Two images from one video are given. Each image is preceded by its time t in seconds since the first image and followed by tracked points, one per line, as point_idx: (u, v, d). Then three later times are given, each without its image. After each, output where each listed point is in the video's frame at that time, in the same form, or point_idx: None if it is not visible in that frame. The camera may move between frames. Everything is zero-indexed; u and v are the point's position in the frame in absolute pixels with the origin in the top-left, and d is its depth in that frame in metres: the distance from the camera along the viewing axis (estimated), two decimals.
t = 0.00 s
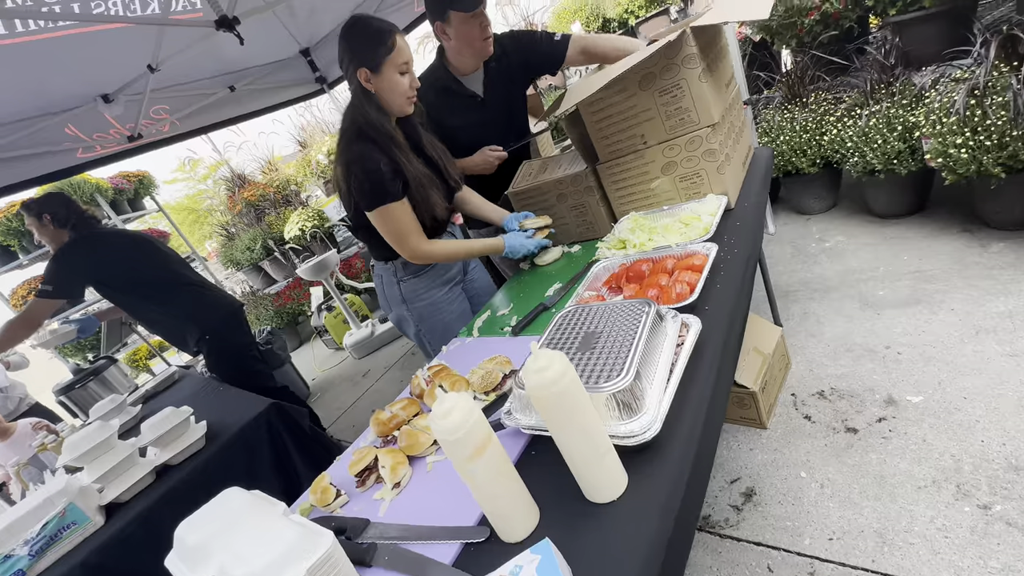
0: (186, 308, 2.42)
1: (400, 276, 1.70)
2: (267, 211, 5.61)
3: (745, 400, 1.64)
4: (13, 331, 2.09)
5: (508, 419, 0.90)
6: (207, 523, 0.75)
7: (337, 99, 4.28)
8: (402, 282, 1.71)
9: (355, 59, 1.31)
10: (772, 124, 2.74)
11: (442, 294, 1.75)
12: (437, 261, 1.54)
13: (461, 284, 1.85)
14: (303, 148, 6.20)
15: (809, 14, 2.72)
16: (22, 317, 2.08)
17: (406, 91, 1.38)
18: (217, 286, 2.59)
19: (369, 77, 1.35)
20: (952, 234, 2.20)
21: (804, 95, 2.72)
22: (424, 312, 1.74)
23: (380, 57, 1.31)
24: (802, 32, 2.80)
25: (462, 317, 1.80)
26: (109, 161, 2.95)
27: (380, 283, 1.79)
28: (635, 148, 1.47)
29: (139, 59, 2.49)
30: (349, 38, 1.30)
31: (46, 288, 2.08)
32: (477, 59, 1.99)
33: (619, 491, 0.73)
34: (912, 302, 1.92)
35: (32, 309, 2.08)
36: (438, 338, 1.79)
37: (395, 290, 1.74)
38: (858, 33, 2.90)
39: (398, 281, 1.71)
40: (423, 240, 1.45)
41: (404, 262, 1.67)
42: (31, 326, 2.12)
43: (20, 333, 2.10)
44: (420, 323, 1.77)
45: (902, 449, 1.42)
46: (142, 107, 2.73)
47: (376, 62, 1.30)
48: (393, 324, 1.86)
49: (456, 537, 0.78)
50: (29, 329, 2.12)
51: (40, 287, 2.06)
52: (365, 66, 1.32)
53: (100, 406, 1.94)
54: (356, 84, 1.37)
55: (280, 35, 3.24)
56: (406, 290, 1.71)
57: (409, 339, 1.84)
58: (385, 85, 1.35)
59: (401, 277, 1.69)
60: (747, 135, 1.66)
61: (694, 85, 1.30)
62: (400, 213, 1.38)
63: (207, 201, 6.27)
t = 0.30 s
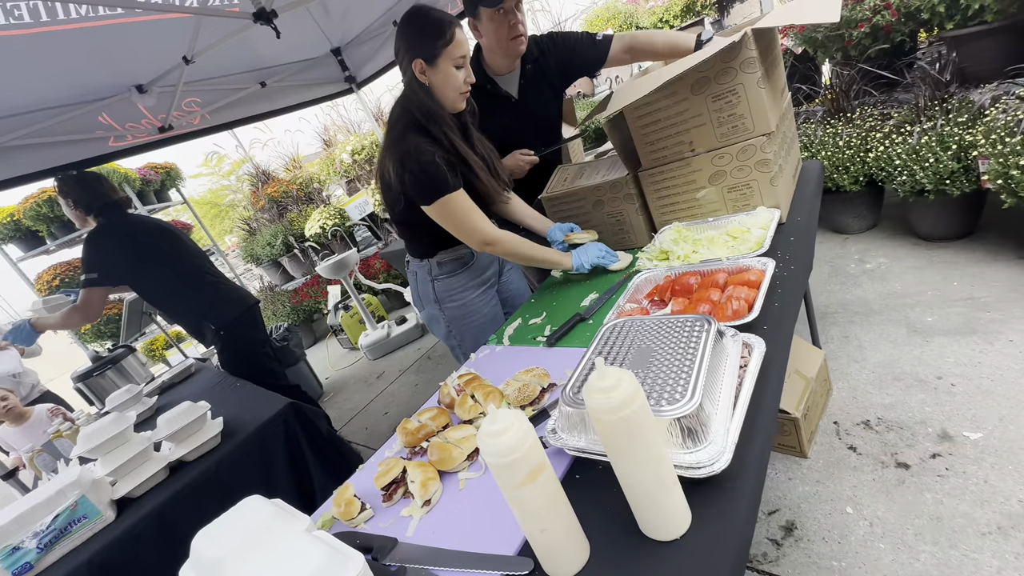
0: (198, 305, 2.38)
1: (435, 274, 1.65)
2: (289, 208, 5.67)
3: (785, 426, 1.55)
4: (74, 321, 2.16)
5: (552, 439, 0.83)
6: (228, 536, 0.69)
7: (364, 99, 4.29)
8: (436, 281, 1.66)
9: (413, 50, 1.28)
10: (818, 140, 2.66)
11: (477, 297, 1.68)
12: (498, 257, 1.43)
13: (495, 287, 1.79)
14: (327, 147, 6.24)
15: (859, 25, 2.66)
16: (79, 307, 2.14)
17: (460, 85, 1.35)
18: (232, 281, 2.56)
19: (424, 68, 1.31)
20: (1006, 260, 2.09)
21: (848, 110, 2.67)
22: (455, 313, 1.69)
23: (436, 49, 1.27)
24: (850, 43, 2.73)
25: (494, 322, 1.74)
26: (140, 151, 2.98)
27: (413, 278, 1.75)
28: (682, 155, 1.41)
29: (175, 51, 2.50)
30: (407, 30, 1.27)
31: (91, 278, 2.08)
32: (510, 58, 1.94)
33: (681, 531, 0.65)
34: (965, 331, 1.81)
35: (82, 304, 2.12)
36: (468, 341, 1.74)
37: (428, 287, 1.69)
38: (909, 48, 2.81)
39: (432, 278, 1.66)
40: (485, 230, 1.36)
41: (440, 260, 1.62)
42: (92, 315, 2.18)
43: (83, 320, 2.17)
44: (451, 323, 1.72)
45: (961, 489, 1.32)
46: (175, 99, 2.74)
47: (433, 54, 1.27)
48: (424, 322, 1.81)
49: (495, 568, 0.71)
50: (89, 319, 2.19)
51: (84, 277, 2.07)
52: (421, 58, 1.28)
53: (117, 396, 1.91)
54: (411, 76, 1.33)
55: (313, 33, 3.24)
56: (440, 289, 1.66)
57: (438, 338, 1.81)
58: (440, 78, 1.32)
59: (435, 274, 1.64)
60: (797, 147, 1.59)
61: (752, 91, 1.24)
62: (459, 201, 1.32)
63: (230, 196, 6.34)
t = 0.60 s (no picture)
0: (228, 292, 2.41)
1: (464, 266, 1.63)
2: (322, 197, 5.80)
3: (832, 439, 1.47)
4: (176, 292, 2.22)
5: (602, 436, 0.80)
6: (272, 518, 0.67)
7: (399, 92, 4.33)
8: (464, 273, 1.64)
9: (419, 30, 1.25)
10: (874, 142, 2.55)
11: (506, 292, 1.63)
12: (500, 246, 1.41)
13: (531, 284, 1.73)
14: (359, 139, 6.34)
15: (923, 22, 2.54)
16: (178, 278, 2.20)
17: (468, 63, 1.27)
18: (264, 266, 2.57)
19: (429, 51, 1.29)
20: None
21: (907, 111, 2.61)
22: (483, 306, 1.66)
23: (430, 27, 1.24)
24: (912, 41, 2.63)
25: (524, 319, 1.68)
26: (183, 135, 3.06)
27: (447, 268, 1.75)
28: (737, 150, 1.35)
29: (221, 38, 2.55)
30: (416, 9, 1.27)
31: (171, 254, 2.15)
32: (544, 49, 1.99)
33: (750, 543, 0.61)
34: None
35: (182, 272, 2.18)
36: (495, 335, 1.72)
37: (458, 279, 1.68)
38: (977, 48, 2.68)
39: (462, 270, 1.64)
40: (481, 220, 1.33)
41: (468, 253, 1.59)
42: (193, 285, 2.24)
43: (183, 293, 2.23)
44: (479, 317, 1.70)
45: None
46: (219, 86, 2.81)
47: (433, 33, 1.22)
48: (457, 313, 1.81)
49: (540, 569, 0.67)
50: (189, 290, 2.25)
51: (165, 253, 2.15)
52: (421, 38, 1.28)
53: (153, 372, 1.96)
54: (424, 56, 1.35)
55: (353, 24, 3.28)
56: (468, 281, 1.64)
57: (468, 330, 1.79)
58: (442, 60, 1.27)
59: (464, 267, 1.63)
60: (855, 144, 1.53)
61: (820, 83, 1.18)
62: (456, 186, 1.28)
63: (264, 185, 6.50)
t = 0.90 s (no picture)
0: (265, 273, 2.47)
1: (480, 253, 1.64)
2: (354, 184, 5.91)
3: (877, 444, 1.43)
4: (241, 261, 2.33)
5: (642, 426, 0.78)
6: (315, 490, 0.70)
7: (432, 80, 4.34)
8: (479, 260, 1.65)
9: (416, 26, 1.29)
10: (932, 136, 2.44)
11: (517, 285, 1.59)
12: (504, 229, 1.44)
13: (552, 279, 1.65)
14: (391, 128, 6.42)
15: (992, 6, 2.37)
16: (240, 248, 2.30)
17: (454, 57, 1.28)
18: (298, 248, 2.62)
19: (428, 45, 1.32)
20: None
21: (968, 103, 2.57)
22: (496, 295, 1.66)
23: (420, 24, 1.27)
24: (980, 26, 2.44)
25: (535, 314, 1.62)
26: (225, 120, 3.15)
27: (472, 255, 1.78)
28: (787, 139, 1.30)
29: (263, 25, 2.61)
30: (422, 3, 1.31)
31: (226, 227, 2.22)
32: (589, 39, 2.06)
33: (801, 544, 0.58)
34: None
35: (244, 241, 2.28)
36: (506, 327, 1.69)
37: (475, 265, 1.70)
38: None
39: (477, 257, 1.66)
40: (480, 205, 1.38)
41: (482, 240, 1.60)
42: (255, 254, 2.34)
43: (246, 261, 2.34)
44: (493, 305, 1.70)
45: None
46: (260, 72, 2.87)
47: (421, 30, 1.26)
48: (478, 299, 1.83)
49: (575, 557, 0.66)
50: (252, 259, 2.35)
51: (221, 226, 2.21)
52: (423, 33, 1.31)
53: (194, 348, 2.04)
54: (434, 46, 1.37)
55: (390, 11, 3.30)
56: (481, 268, 1.66)
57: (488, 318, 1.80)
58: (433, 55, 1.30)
59: (478, 254, 1.64)
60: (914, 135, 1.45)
61: (883, 68, 1.11)
62: (456, 172, 1.33)
63: (299, 172, 6.66)
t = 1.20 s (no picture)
0: (293, 259, 2.55)
1: (500, 245, 1.64)
2: (380, 173, 5.98)
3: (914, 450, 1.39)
4: (267, 250, 2.37)
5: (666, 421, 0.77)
6: (343, 471, 0.73)
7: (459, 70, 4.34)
8: (498, 252, 1.65)
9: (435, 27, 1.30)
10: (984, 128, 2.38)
11: (537, 277, 1.59)
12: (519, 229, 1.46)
13: (574, 272, 1.63)
14: (417, 118, 6.46)
15: None
16: (266, 237, 2.34)
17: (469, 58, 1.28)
18: (324, 235, 2.67)
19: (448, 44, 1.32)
20: None
21: None
22: (515, 287, 1.66)
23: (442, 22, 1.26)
24: None
25: (553, 308, 1.61)
26: (258, 110, 3.23)
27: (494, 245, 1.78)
28: (827, 129, 1.25)
29: (296, 15, 2.65)
30: None
31: (253, 216, 2.27)
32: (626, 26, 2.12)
33: (831, 546, 0.56)
34: None
35: (269, 231, 2.31)
36: (526, 319, 1.70)
37: (496, 257, 1.70)
38: None
39: (497, 249, 1.65)
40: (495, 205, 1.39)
41: (501, 232, 1.59)
42: (279, 243, 2.37)
43: (272, 250, 2.37)
44: (513, 297, 1.71)
45: None
46: (292, 62, 2.92)
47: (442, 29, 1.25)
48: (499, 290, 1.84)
49: (596, 550, 0.66)
50: (277, 248, 2.39)
51: (250, 214, 2.27)
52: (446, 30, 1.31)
53: (226, 332, 2.12)
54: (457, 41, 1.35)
55: None
56: (502, 260, 1.65)
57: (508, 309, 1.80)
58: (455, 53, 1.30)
59: (499, 246, 1.63)
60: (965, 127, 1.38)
61: (935, 54, 1.05)
62: (473, 172, 1.35)
63: (327, 161, 6.78)
